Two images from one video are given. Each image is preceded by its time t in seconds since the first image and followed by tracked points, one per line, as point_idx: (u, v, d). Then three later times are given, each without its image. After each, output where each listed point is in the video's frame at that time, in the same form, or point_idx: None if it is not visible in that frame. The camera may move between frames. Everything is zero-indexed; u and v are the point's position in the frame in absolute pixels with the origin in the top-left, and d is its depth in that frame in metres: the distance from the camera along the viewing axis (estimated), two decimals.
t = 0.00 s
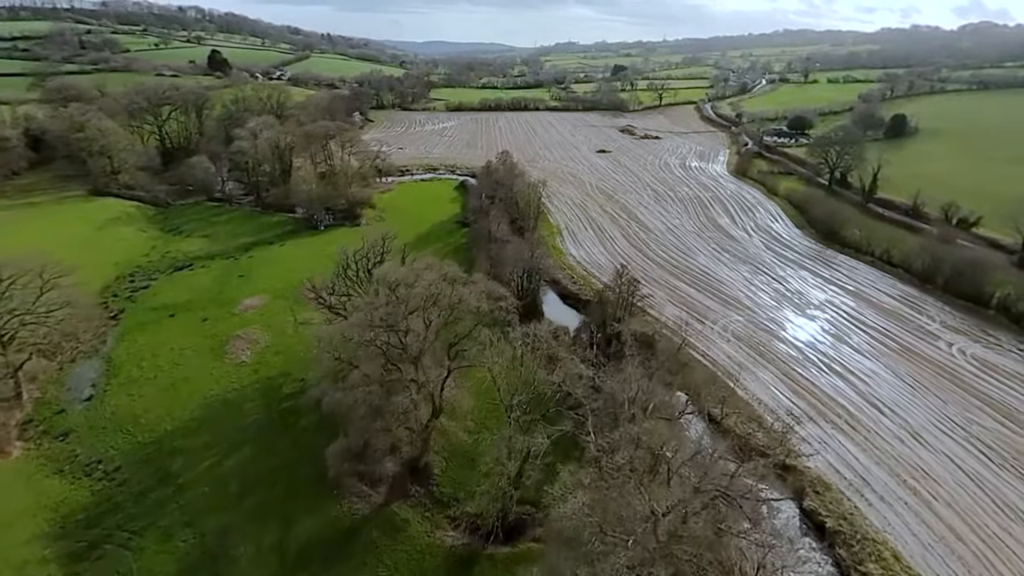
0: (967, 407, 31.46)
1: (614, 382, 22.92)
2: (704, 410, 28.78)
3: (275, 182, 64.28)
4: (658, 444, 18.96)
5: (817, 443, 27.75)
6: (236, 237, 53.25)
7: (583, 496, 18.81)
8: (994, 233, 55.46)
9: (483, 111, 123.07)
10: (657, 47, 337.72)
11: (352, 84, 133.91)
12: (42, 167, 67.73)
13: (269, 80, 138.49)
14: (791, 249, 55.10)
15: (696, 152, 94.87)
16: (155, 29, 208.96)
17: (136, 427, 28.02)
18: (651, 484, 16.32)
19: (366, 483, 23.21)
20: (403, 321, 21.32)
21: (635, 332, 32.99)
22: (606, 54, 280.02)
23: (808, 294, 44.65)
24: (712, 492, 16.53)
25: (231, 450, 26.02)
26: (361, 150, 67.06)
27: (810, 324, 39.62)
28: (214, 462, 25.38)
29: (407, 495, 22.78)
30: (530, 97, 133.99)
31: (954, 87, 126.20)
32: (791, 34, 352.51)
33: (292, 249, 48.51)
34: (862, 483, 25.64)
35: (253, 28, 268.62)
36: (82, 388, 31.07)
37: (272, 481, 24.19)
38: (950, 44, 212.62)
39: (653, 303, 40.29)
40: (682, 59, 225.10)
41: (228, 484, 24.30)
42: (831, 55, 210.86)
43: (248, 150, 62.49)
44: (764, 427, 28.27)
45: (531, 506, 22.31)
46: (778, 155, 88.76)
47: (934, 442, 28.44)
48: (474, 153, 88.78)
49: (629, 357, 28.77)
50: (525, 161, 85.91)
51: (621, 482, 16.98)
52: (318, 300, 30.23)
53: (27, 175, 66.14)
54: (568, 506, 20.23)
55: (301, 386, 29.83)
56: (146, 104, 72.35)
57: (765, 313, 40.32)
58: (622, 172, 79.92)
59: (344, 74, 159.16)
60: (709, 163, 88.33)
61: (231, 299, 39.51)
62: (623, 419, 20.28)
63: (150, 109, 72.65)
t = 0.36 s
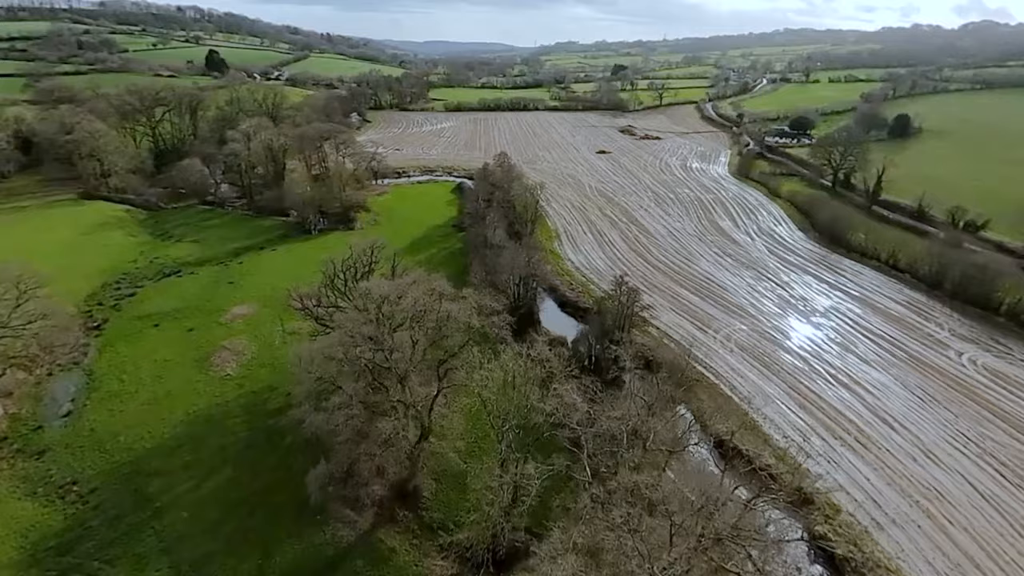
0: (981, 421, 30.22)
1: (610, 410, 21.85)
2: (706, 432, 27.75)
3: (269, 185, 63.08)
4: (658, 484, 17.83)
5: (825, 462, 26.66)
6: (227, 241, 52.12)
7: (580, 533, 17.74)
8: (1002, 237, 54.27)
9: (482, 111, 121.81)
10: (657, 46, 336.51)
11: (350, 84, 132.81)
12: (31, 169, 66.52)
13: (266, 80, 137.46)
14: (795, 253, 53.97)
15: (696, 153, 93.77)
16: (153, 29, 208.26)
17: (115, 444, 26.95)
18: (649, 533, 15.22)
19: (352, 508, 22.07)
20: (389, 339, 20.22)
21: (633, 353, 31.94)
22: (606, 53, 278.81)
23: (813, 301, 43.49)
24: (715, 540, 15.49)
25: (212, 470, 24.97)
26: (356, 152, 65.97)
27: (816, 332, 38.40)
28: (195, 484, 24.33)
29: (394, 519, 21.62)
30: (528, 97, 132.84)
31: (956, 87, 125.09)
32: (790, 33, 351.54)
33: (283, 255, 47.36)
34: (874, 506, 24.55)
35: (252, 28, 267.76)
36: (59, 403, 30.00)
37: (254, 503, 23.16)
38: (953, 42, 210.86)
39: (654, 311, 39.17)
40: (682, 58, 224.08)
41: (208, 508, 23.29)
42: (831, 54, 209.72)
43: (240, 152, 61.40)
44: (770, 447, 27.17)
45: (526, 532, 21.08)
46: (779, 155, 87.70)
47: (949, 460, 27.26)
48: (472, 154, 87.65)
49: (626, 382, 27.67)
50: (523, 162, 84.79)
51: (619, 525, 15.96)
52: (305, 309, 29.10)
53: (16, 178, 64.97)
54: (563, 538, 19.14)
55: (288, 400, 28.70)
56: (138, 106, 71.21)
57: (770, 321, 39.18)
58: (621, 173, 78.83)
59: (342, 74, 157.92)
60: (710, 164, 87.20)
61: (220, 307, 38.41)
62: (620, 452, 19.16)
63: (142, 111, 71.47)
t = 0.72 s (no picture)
0: (994, 435, 29.09)
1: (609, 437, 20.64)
2: (709, 450, 26.60)
3: (262, 187, 61.88)
4: (658, 519, 16.71)
5: (833, 480, 25.58)
6: (218, 245, 51.01)
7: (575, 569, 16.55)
8: (1010, 240, 53.10)
9: (481, 111, 120.57)
10: (657, 45, 335.13)
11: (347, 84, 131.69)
12: (20, 171, 65.31)
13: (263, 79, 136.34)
14: (799, 257, 52.82)
15: (697, 153, 92.63)
16: (151, 28, 207.36)
17: (93, 462, 25.85)
18: None
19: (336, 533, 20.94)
20: (373, 357, 19.11)
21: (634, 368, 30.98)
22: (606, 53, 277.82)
23: (818, 307, 42.36)
24: None
25: (192, 490, 23.88)
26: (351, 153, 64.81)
27: (822, 341, 37.30)
28: (174, 506, 23.24)
29: (380, 545, 20.45)
30: (527, 96, 131.62)
31: (959, 86, 123.95)
32: (790, 33, 350.36)
33: (274, 259, 46.19)
34: (885, 529, 23.47)
35: (251, 27, 266.87)
36: (37, 417, 28.91)
37: (234, 527, 22.05)
38: (954, 41, 209.49)
39: (655, 319, 38.04)
40: (681, 57, 223.14)
41: (185, 531, 22.19)
42: (832, 53, 208.55)
43: (233, 154, 60.22)
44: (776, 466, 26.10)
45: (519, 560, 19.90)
46: (781, 156, 86.54)
47: (963, 477, 26.15)
48: (469, 155, 86.49)
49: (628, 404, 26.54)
50: (522, 163, 83.65)
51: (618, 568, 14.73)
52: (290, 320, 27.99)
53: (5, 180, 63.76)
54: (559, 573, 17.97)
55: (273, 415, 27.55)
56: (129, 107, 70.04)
57: (774, 329, 38.06)
58: (621, 174, 77.70)
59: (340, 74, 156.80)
60: (711, 165, 86.02)
61: (206, 315, 37.28)
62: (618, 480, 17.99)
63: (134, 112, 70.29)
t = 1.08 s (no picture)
0: (1007, 453, 27.92)
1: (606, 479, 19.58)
2: (711, 471, 25.51)
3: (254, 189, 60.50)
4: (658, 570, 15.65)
5: (841, 502, 24.46)
6: (206, 250, 49.75)
7: None
8: (1018, 246, 51.85)
9: (479, 111, 119.35)
10: (657, 45, 334.09)
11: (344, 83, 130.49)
12: (8, 172, 64.03)
13: (260, 79, 135.07)
14: (802, 262, 51.62)
15: (697, 154, 91.45)
16: (149, 27, 206.41)
17: (64, 481, 24.63)
18: None
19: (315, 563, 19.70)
20: (354, 382, 17.94)
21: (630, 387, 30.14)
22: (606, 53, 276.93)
23: (822, 316, 41.16)
24: None
25: (167, 513, 22.65)
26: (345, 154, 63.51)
27: (827, 351, 36.12)
28: (147, 531, 22.04)
29: None
30: (526, 97, 130.41)
31: (962, 87, 122.81)
32: (790, 33, 349.20)
33: (263, 265, 44.95)
34: (896, 556, 22.33)
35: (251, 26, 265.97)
36: (10, 432, 27.70)
37: (210, 556, 20.82)
38: (954, 41, 208.56)
39: (654, 329, 36.87)
40: (682, 57, 222.04)
41: (158, 558, 21.00)
42: (833, 54, 207.52)
43: (224, 155, 58.86)
44: (781, 488, 24.97)
45: None
46: (782, 157, 85.32)
47: (977, 499, 24.99)
48: (467, 156, 85.20)
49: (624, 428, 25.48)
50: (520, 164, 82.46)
51: None
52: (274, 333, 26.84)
53: None
54: None
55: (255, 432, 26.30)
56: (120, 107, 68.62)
57: (778, 339, 36.87)
58: (620, 176, 76.51)
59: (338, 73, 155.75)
60: (712, 166, 84.80)
61: (191, 324, 36.01)
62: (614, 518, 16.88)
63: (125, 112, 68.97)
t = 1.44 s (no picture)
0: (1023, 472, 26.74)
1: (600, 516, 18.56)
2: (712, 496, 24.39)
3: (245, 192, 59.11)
4: None
5: (850, 527, 23.34)
6: (195, 254, 48.48)
7: None
8: None
9: (478, 112, 118.15)
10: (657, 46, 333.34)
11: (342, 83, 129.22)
12: None
13: (257, 79, 133.69)
14: (805, 269, 50.43)
15: (698, 157, 90.26)
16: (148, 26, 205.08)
17: (35, 502, 23.37)
18: None
19: None
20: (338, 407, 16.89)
21: (628, 405, 29.11)
22: (606, 53, 276.06)
23: (827, 325, 39.99)
24: None
25: (141, 539, 21.45)
26: (339, 156, 62.13)
27: (832, 363, 34.99)
28: (120, 557, 20.82)
29: None
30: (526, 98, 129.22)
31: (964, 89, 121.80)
32: (789, 35, 348.91)
33: (253, 271, 43.84)
34: None
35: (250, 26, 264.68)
36: None
37: None
38: (955, 44, 207.95)
39: (654, 340, 35.69)
40: (682, 58, 221.00)
41: None
42: (834, 56, 206.70)
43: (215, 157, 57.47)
44: (787, 512, 23.81)
45: None
46: (784, 161, 84.16)
47: (992, 522, 23.84)
48: (464, 158, 83.94)
49: (621, 454, 24.35)
50: (518, 167, 81.27)
51: None
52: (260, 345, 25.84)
53: None
54: None
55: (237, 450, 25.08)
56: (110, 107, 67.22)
57: (782, 351, 35.70)
58: (619, 179, 75.35)
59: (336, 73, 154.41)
60: (713, 170, 83.65)
61: (174, 333, 34.77)
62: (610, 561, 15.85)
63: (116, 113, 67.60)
